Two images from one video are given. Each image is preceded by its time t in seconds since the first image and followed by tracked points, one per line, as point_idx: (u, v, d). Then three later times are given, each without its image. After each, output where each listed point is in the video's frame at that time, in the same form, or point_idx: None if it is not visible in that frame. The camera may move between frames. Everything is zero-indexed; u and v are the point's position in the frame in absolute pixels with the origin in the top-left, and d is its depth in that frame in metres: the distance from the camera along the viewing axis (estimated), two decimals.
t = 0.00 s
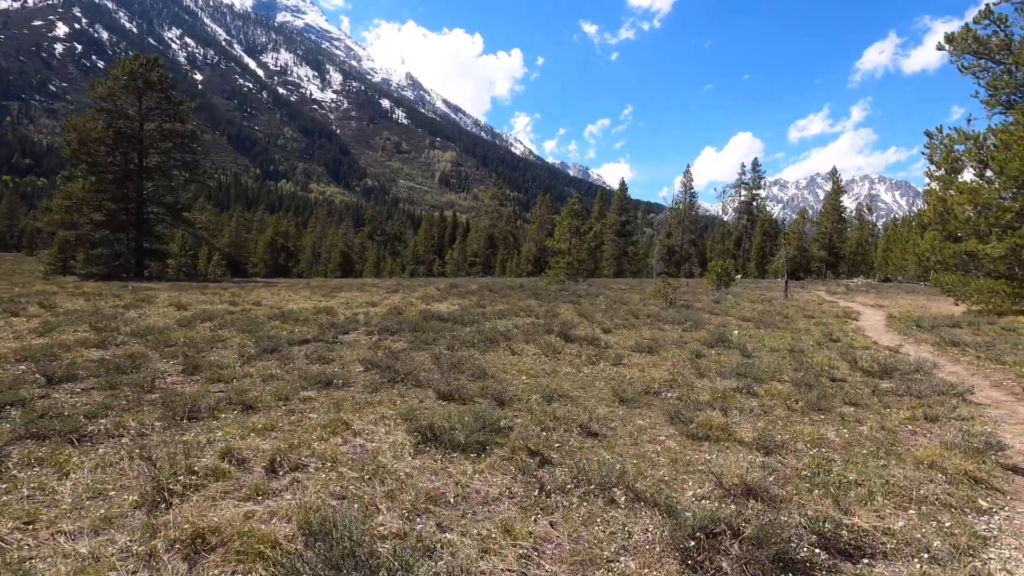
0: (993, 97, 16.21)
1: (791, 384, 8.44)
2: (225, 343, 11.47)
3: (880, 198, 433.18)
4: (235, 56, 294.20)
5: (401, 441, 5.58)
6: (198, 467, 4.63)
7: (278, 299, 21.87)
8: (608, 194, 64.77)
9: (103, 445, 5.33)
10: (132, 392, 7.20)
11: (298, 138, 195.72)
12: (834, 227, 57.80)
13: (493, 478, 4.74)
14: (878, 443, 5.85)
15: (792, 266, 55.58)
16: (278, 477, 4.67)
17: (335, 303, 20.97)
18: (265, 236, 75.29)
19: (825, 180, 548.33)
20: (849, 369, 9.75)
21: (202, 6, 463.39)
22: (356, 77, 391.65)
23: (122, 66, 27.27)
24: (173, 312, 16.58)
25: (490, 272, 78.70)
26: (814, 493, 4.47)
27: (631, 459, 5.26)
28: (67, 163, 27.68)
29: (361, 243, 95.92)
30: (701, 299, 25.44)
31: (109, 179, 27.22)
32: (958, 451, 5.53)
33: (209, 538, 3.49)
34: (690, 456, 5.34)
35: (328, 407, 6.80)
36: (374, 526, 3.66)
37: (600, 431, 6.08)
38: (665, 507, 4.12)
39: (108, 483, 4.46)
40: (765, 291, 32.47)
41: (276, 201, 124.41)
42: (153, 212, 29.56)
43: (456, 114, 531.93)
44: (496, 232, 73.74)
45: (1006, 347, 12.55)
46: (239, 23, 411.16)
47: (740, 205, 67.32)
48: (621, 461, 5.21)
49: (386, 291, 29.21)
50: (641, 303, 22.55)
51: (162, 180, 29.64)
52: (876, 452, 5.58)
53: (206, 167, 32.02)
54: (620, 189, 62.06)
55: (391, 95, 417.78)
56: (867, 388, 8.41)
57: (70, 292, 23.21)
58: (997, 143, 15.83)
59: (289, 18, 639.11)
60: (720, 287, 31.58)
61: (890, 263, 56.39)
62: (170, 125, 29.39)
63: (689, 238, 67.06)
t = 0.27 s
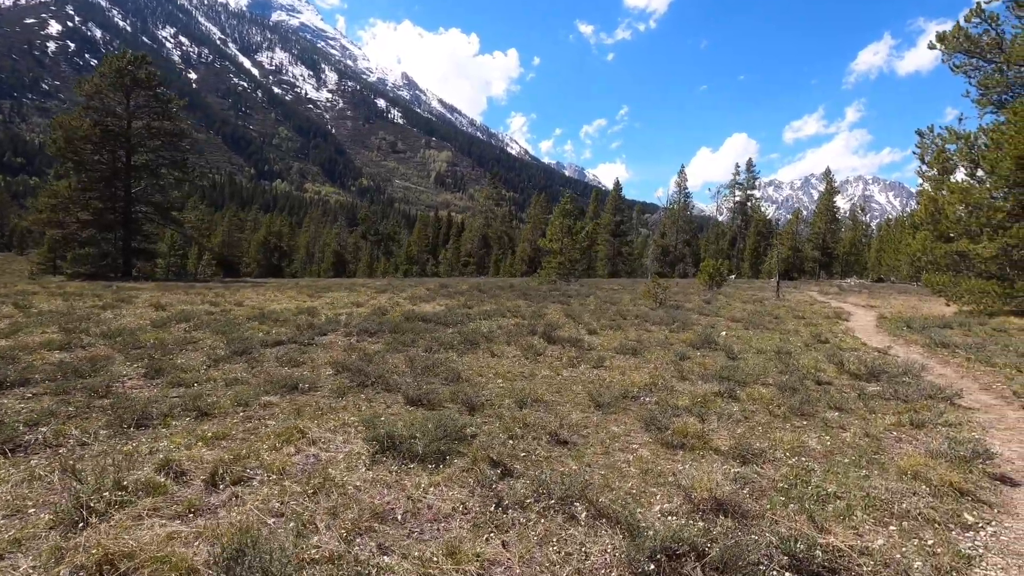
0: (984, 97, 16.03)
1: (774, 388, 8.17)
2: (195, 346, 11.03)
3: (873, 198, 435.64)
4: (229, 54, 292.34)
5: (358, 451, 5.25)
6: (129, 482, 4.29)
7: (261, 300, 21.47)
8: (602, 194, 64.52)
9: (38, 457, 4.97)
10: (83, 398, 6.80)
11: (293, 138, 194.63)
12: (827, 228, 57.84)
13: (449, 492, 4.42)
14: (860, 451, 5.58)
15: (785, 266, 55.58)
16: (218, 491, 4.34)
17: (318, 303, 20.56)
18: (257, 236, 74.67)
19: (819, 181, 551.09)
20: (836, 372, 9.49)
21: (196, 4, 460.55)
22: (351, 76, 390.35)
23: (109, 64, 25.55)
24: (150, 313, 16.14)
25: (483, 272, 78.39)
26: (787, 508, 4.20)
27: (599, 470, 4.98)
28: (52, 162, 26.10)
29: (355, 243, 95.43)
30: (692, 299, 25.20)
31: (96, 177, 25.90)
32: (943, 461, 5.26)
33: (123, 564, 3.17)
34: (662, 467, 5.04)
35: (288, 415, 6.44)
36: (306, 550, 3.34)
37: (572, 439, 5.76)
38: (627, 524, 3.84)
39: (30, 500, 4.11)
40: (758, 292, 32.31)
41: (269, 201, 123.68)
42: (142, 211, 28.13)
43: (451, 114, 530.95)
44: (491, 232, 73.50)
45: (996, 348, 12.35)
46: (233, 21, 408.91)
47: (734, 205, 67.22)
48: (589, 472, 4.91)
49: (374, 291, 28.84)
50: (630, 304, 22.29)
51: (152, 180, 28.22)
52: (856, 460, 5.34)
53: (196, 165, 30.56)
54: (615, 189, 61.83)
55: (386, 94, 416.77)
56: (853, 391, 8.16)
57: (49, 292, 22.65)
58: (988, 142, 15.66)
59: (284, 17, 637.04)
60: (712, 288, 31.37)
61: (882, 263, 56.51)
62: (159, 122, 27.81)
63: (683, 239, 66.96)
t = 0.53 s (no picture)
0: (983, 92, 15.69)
1: (762, 390, 7.85)
2: (168, 347, 10.69)
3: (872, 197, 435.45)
4: (228, 52, 291.34)
5: (313, 460, 4.91)
6: (52, 496, 3.95)
7: (247, 299, 21.11)
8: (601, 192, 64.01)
9: None
10: (33, 403, 6.44)
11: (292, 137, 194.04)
12: (826, 227, 57.54)
13: (401, 506, 4.09)
14: (848, 458, 5.25)
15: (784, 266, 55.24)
16: (150, 505, 4.01)
17: (305, 302, 20.18)
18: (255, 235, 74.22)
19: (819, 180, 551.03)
20: (828, 373, 9.17)
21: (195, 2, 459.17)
22: (350, 75, 389.62)
23: (101, 60, 24.82)
24: (131, 313, 15.77)
25: (481, 271, 78.01)
26: (764, 524, 3.87)
27: (568, 480, 4.65)
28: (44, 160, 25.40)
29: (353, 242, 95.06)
30: (688, 298, 24.84)
31: (88, 175, 25.35)
32: (936, 470, 4.94)
33: None
34: (634, 477, 4.71)
35: (248, 420, 6.09)
36: None
37: (542, 445, 5.42)
38: (587, 543, 3.52)
39: None
40: (755, 291, 31.97)
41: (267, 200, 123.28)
42: (134, 210, 27.65)
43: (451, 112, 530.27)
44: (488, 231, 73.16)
45: (995, 349, 12.02)
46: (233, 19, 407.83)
47: (733, 204, 66.84)
48: (556, 482, 4.59)
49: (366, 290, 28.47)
50: (624, 303, 21.93)
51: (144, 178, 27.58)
52: (843, 468, 5.01)
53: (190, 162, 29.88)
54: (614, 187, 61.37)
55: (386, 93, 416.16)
56: (844, 394, 7.83)
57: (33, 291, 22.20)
58: (987, 138, 15.33)
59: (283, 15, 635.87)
60: (708, 287, 31.00)
61: (881, 262, 56.19)
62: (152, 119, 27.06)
63: (681, 238, 66.60)
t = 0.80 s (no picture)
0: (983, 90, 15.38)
1: (749, 398, 7.54)
2: (142, 351, 10.37)
3: (874, 198, 434.62)
4: (230, 53, 291.74)
5: (262, 479, 4.60)
6: None
7: (235, 301, 20.80)
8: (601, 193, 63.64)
9: None
10: None
11: (293, 137, 193.88)
12: (826, 227, 57.20)
13: (344, 528, 3.80)
14: (833, 475, 4.93)
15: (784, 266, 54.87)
16: (73, 528, 3.72)
17: (293, 305, 19.84)
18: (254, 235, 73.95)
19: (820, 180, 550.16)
20: (819, 380, 8.86)
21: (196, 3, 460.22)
22: (351, 75, 390.29)
23: (96, 59, 24.65)
24: (114, 315, 15.49)
25: (480, 272, 77.70)
26: (734, 552, 3.57)
27: (530, 499, 4.35)
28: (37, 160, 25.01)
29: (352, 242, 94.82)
30: (684, 300, 24.52)
31: (83, 175, 24.83)
32: (926, 489, 4.62)
33: None
34: (601, 496, 4.41)
35: (205, 430, 5.80)
36: None
37: (509, 460, 5.12)
38: None
39: None
40: (753, 292, 31.60)
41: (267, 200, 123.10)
42: (130, 210, 27.21)
43: (452, 113, 531.28)
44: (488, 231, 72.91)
45: (993, 353, 11.71)
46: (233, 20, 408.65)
47: (733, 204, 66.47)
48: (517, 503, 4.28)
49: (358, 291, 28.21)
50: (618, 304, 21.64)
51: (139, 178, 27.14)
52: (827, 486, 4.71)
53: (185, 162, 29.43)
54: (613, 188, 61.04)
55: (387, 93, 416.82)
56: (833, 402, 7.55)
57: (21, 292, 21.86)
58: (986, 138, 15.01)
59: (284, 16, 636.22)
60: (706, 288, 30.62)
61: (882, 263, 55.80)
62: (148, 120, 26.70)
63: (681, 238, 66.24)
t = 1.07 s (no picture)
0: (981, 88, 15.10)
1: (734, 403, 7.26)
2: (115, 353, 10.05)
3: (874, 198, 434.24)
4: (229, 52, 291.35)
5: (205, 493, 4.30)
6: None
7: (223, 301, 20.47)
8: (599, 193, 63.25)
9: None
10: None
11: (293, 137, 193.53)
12: (825, 227, 56.93)
13: (283, 550, 3.53)
14: (815, 487, 4.65)
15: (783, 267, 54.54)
16: None
17: (281, 305, 19.51)
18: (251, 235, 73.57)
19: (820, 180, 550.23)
20: (809, 384, 8.57)
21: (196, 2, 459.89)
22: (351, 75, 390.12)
23: (89, 58, 23.94)
24: (95, 316, 15.17)
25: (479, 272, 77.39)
26: None
27: (489, 515, 4.07)
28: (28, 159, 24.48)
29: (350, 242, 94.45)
30: (679, 301, 24.18)
31: (77, 176, 24.22)
32: (913, 504, 4.33)
33: None
34: (565, 512, 4.13)
35: (157, 439, 5.50)
36: None
37: (473, 470, 4.83)
38: None
39: None
40: (750, 292, 31.28)
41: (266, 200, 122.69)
42: (125, 210, 26.54)
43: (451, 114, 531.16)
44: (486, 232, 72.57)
45: (990, 355, 11.44)
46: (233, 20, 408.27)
47: (732, 205, 66.17)
48: (476, 519, 4.00)
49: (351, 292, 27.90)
50: (612, 305, 21.32)
51: (134, 177, 26.54)
52: (808, 500, 4.43)
53: (181, 162, 28.83)
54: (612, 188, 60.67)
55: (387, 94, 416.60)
56: (822, 407, 7.27)
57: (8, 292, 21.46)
58: (985, 136, 14.73)
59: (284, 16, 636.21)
60: (703, 288, 30.28)
61: (882, 263, 55.47)
62: (142, 120, 26.16)
63: (681, 239, 65.93)
